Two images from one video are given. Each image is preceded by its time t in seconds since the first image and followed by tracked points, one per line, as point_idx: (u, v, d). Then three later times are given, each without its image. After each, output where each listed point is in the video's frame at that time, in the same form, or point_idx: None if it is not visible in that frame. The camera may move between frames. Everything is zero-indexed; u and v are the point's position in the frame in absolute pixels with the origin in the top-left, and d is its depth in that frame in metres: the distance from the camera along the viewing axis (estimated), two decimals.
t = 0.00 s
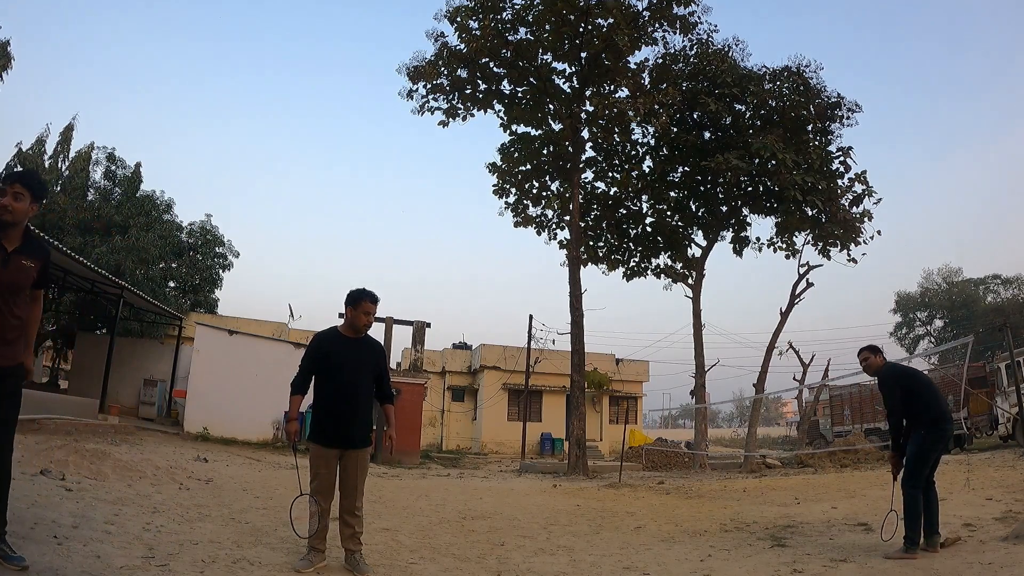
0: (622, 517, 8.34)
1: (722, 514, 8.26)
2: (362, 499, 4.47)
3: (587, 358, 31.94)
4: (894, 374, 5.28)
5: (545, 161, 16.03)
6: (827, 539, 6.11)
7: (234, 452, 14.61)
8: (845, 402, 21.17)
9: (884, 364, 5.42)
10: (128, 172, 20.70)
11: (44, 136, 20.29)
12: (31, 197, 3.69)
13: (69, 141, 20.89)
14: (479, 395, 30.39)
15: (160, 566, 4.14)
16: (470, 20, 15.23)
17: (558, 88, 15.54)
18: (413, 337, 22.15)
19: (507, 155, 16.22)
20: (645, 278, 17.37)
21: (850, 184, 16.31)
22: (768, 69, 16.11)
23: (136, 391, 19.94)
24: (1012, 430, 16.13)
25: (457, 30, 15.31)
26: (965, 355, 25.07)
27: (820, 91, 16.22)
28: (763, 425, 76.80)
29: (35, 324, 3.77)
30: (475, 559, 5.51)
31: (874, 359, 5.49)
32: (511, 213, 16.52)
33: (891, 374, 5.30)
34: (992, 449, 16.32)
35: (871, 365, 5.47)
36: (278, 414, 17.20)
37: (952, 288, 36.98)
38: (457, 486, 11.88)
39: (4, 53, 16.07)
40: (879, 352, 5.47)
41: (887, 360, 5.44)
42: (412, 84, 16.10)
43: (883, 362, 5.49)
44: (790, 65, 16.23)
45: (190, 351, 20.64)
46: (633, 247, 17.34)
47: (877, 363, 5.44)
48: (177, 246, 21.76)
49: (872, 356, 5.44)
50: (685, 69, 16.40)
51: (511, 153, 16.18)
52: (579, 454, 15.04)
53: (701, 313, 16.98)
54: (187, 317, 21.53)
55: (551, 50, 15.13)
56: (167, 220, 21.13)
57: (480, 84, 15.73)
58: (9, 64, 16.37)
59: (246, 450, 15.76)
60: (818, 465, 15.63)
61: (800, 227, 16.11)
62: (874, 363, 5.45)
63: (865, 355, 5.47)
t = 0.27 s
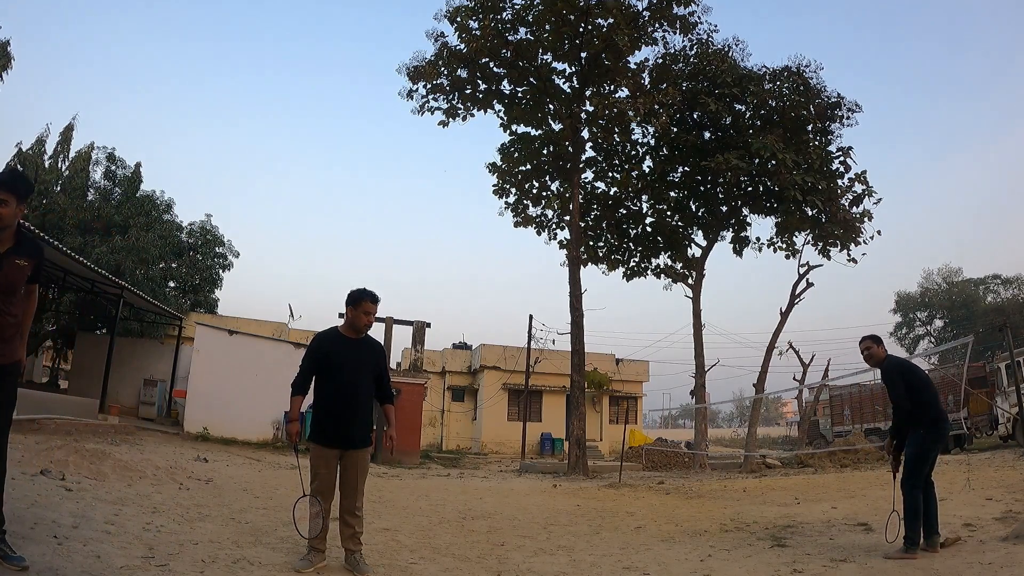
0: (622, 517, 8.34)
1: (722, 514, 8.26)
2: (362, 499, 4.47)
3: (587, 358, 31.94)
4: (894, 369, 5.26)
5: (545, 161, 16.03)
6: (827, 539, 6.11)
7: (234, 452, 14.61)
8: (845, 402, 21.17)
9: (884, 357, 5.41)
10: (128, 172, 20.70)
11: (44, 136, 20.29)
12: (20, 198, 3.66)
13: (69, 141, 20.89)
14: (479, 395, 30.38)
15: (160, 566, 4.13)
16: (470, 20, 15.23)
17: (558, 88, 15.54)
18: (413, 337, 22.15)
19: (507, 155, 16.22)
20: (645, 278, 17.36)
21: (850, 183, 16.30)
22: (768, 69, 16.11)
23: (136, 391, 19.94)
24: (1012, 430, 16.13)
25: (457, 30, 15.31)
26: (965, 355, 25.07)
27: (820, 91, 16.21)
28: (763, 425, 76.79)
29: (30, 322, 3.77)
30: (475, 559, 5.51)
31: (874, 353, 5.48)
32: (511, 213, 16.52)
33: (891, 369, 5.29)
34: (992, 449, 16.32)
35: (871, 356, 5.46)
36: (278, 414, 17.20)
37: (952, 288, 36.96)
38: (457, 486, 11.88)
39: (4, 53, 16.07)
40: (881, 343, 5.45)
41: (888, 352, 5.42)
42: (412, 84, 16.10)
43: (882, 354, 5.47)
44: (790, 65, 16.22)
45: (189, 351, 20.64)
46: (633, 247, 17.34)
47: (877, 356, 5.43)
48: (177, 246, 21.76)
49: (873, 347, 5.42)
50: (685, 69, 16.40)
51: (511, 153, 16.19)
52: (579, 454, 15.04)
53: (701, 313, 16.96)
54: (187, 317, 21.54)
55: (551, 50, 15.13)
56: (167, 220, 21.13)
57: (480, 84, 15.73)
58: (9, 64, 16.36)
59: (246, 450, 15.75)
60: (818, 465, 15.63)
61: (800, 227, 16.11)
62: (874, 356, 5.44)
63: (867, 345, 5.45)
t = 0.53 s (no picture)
0: (622, 517, 8.34)
1: (722, 514, 8.25)
2: (362, 500, 4.47)
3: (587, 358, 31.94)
4: (895, 362, 5.26)
5: (545, 161, 16.03)
6: (827, 539, 6.10)
7: (234, 452, 14.61)
8: (845, 402, 21.16)
9: (883, 351, 5.42)
10: (128, 172, 20.70)
11: (44, 136, 20.28)
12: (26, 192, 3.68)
13: (69, 140, 20.88)
14: (479, 395, 30.39)
15: (160, 566, 4.13)
16: (470, 20, 15.23)
17: (558, 88, 15.54)
18: (413, 337, 22.16)
19: (507, 155, 16.23)
20: (645, 278, 17.35)
21: (850, 183, 16.29)
22: (768, 69, 16.11)
23: (137, 391, 19.94)
24: (1012, 430, 16.14)
25: (457, 30, 15.31)
26: (965, 355, 25.07)
27: (820, 91, 16.21)
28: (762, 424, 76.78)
29: (29, 319, 3.76)
30: (475, 559, 5.51)
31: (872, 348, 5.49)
32: (511, 213, 16.52)
33: (891, 363, 5.29)
34: (992, 449, 16.33)
35: (870, 349, 5.46)
36: (278, 414, 17.21)
37: (952, 288, 36.96)
38: (457, 486, 11.89)
39: (4, 53, 16.07)
40: (881, 335, 5.45)
41: (886, 344, 5.43)
42: (412, 84, 16.10)
43: (881, 346, 5.47)
44: (790, 65, 16.22)
45: (189, 351, 20.64)
46: (633, 247, 17.34)
47: (877, 349, 5.44)
48: (177, 246, 21.76)
49: (873, 338, 5.42)
50: (685, 69, 16.40)
51: (511, 153, 16.19)
52: (579, 454, 15.04)
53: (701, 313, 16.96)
54: (187, 317, 21.54)
55: (551, 50, 15.14)
56: (167, 220, 21.14)
57: (480, 84, 15.73)
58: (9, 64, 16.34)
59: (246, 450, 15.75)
60: (818, 465, 15.63)
61: (800, 227, 16.11)
62: (872, 349, 5.45)
63: (866, 336, 5.45)
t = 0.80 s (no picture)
0: (622, 517, 8.34)
1: (722, 514, 8.25)
2: (362, 500, 4.47)
3: (587, 358, 31.94)
4: (892, 360, 5.26)
5: (545, 161, 16.03)
6: (827, 539, 6.10)
7: (234, 452, 14.61)
8: (845, 402, 21.16)
9: (881, 349, 5.42)
10: (128, 172, 20.69)
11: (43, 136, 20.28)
12: (37, 195, 3.71)
13: (69, 140, 20.88)
14: (479, 395, 30.38)
15: (160, 566, 4.13)
16: (470, 20, 15.23)
17: (558, 88, 15.54)
18: (413, 337, 22.16)
19: (507, 155, 16.22)
20: (645, 278, 17.35)
21: (850, 183, 16.29)
22: (768, 69, 16.11)
23: (136, 391, 19.94)
24: (1011, 430, 16.14)
25: (457, 30, 15.31)
26: (965, 355, 25.07)
27: (819, 91, 16.22)
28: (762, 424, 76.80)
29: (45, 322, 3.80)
30: (475, 559, 5.51)
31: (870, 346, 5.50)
32: (511, 213, 16.53)
33: (888, 361, 5.29)
34: (992, 449, 16.33)
35: (868, 346, 5.46)
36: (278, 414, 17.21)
37: (952, 288, 36.96)
38: (457, 486, 11.89)
39: (4, 53, 16.06)
40: (879, 333, 5.46)
41: (884, 341, 5.43)
42: (412, 84, 16.10)
43: (879, 344, 5.46)
44: (790, 65, 16.22)
45: (190, 351, 20.64)
46: (633, 247, 17.34)
47: (875, 346, 5.44)
48: (177, 246, 21.75)
49: (871, 335, 5.42)
50: (685, 69, 16.40)
51: (511, 153, 16.19)
52: (579, 454, 15.04)
53: (701, 313, 16.95)
54: (187, 317, 21.54)
55: (551, 50, 15.13)
56: (167, 220, 21.15)
57: (480, 84, 15.73)
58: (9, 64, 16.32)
59: (246, 450, 15.75)
60: (818, 465, 15.62)
61: (800, 227, 16.11)
62: (870, 347, 5.45)
63: (864, 333, 5.45)
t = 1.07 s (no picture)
0: (622, 517, 8.34)
1: (722, 514, 8.25)
2: (362, 500, 4.47)
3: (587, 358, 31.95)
4: (890, 361, 5.26)
5: (545, 161, 16.03)
6: (827, 539, 6.10)
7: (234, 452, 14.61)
8: (845, 402, 21.16)
9: (880, 349, 5.42)
10: (128, 172, 20.67)
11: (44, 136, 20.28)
12: (48, 198, 3.41)
13: (69, 140, 20.87)
14: (479, 395, 30.38)
15: (160, 566, 4.13)
16: (470, 20, 15.23)
17: (558, 88, 15.54)
18: (413, 337, 22.16)
19: (507, 155, 16.22)
20: (645, 278, 17.35)
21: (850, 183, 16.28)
22: (768, 69, 16.11)
23: (136, 391, 19.94)
24: (1011, 430, 16.14)
25: (457, 30, 15.31)
26: (965, 355, 25.08)
27: (819, 91, 16.21)
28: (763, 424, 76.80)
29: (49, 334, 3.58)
30: (475, 559, 5.51)
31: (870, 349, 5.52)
32: (511, 213, 16.53)
33: (886, 361, 5.29)
34: (992, 448, 16.33)
35: (868, 346, 5.46)
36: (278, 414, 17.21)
37: (952, 288, 36.96)
38: (458, 486, 11.89)
39: (4, 53, 16.06)
40: (878, 332, 5.46)
41: (884, 340, 5.43)
42: (412, 84, 16.10)
43: (879, 343, 5.46)
44: (790, 65, 16.22)
45: (190, 351, 20.64)
46: (633, 247, 17.34)
47: (874, 346, 5.44)
48: (177, 246, 21.73)
49: (870, 335, 5.42)
50: (685, 69, 16.40)
51: (511, 153, 16.19)
52: (579, 454, 15.04)
53: (701, 313, 16.95)
54: (187, 317, 21.54)
55: (551, 50, 15.13)
56: (167, 220, 21.15)
57: (480, 84, 15.73)
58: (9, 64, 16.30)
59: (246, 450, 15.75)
60: (818, 465, 15.62)
61: (800, 227, 16.11)
62: (870, 347, 5.45)
63: (863, 332, 5.45)
